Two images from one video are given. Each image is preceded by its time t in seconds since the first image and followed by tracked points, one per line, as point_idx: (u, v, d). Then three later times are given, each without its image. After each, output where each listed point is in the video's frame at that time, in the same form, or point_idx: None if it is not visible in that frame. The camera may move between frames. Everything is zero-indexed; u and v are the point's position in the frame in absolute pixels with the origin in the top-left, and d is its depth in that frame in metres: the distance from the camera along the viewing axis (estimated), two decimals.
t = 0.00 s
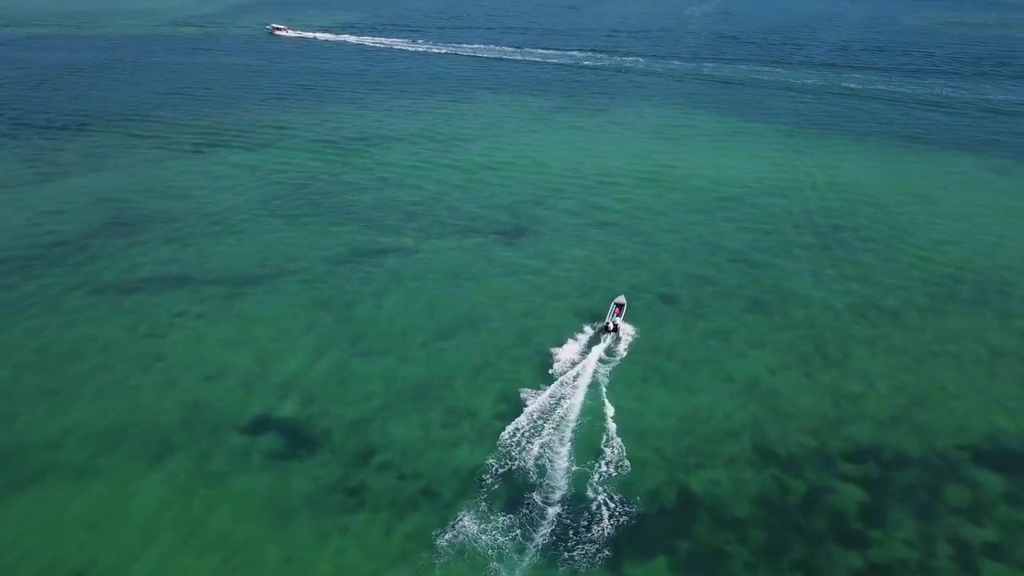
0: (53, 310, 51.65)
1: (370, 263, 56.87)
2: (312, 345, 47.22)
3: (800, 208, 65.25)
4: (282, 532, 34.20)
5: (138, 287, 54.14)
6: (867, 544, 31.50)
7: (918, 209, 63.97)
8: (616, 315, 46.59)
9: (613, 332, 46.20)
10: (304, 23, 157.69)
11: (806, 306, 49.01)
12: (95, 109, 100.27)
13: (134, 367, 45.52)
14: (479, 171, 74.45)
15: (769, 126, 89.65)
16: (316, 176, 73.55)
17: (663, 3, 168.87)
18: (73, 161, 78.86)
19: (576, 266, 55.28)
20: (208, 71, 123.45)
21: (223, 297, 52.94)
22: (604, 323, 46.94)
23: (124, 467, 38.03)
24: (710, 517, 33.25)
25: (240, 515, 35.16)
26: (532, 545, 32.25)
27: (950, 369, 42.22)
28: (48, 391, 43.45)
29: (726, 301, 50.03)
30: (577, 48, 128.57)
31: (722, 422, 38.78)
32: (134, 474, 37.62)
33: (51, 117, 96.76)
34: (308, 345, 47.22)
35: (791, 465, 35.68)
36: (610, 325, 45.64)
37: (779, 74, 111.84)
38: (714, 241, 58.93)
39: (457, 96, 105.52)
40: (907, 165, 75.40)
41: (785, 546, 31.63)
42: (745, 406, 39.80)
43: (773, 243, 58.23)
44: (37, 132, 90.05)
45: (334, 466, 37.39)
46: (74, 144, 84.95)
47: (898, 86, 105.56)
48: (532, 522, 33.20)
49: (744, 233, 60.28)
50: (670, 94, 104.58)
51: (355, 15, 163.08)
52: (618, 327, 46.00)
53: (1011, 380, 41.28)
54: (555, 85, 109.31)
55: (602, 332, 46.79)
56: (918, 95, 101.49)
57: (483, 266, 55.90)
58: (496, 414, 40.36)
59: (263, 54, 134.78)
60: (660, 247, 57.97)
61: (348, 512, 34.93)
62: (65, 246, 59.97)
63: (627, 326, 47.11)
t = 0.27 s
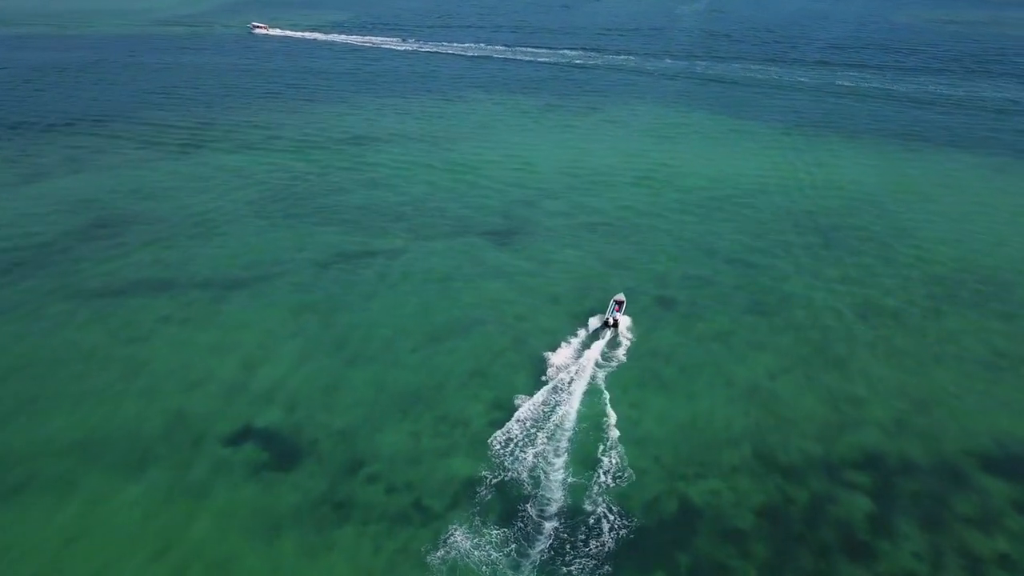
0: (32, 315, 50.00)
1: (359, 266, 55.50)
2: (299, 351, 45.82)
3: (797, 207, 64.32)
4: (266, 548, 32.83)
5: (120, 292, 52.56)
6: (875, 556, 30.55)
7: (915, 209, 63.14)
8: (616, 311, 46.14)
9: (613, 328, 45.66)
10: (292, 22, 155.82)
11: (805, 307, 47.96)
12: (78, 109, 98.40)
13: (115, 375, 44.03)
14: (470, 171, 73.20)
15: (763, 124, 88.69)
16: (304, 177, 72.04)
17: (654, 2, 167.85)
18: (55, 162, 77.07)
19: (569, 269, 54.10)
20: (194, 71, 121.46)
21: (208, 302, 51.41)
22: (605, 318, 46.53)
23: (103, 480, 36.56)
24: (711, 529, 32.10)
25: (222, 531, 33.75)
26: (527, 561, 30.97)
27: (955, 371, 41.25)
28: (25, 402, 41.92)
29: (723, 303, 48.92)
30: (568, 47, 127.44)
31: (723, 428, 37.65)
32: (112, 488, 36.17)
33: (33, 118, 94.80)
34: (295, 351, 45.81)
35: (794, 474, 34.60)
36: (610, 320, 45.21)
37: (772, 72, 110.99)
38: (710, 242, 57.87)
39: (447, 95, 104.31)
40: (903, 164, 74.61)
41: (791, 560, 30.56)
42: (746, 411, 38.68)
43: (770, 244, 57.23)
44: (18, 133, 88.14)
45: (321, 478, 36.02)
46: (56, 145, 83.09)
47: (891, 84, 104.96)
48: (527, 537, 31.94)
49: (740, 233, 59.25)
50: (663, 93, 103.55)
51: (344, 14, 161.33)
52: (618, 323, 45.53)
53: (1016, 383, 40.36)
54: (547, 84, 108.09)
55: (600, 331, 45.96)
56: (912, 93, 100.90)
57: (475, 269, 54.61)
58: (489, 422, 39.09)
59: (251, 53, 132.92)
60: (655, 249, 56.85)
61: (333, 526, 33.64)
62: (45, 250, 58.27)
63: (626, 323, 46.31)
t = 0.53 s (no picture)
0: (9, 321, 48.41)
1: (348, 268, 54.17)
2: (286, 357, 44.45)
3: (794, 207, 63.37)
4: (251, 566, 31.48)
5: (101, 297, 51.00)
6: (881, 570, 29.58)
7: (913, 208, 62.39)
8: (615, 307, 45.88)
9: (613, 324, 45.27)
10: (281, 21, 153.99)
11: (805, 310, 46.94)
12: (62, 110, 96.48)
13: (95, 383, 42.56)
14: (462, 172, 71.93)
15: (758, 123, 87.78)
16: (292, 178, 70.56)
17: None
18: (36, 163, 75.32)
19: (564, 271, 52.93)
20: (180, 70, 119.57)
21: (193, 307, 49.97)
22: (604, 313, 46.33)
23: (82, 493, 35.22)
24: (713, 542, 31.03)
25: (206, 548, 32.36)
26: None
27: (959, 375, 40.33)
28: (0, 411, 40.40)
29: (721, 306, 47.85)
30: (560, 45, 126.24)
31: (724, 435, 36.54)
32: (90, 502, 34.76)
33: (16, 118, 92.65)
34: (281, 357, 44.48)
35: (796, 483, 33.58)
36: (610, 315, 44.86)
37: (766, 70, 110.11)
38: (707, 243, 56.82)
39: (437, 94, 102.95)
40: (899, 162, 73.85)
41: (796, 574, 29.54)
42: (747, 418, 37.61)
43: (767, 244, 56.23)
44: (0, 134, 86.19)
45: (308, 491, 34.73)
46: (38, 146, 81.26)
47: (886, 81, 104.32)
48: (522, 553, 30.78)
49: (738, 233, 58.25)
50: (656, 92, 102.57)
51: (334, 13, 159.62)
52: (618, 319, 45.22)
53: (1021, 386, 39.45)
54: (539, 83, 106.94)
55: (599, 332, 45.18)
56: (907, 91, 100.31)
57: (466, 271, 53.38)
58: (482, 431, 37.86)
59: (239, 53, 131.11)
60: (650, 250, 55.78)
61: (321, 542, 32.31)
62: (24, 254, 56.61)
63: (627, 322, 45.88)
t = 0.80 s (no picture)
0: None
1: (334, 273, 52.53)
2: (270, 366, 42.80)
3: (791, 207, 62.20)
4: None
5: (78, 304, 49.14)
6: None
7: (911, 208, 61.36)
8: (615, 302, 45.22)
9: (613, 320, 44.72)
10: (267, 21, 151.75)
11: (805, 313, 45.70)
12: (41, 111, 94.17)
13: (69, 394, 40.77)
14: (451, 173, 70.36)
15: (752, 122, 86.63)
16: (277, 180, 68.77)
17: None
18: (13, 166, 73.16)
19: (556, 274, 51.50)
20: (164, 71, 117.32)
21: (173, 314, 48.17)
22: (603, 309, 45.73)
23: (53, 512, 33.46)
24: (717, 560, 29.71)
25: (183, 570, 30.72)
26: None
27: (964, 379, 39.22)
28: None
29: (719, 309, 46.54)
30: (550, 43, 124.73)
31: (725, 445, 35.19)
32: (61, 521, 33.00)
33: None
34: (265, 366, 42.83)
35: (802, 495, 32.33)
36: (610, 310, 44.24)
37: (758, 68, 109.02)
38: (702, 244, 55.54)
39: (426, 93, 101.26)
40: (895, 161, 72.86)
41: None
42: (748, 426, 36.31)
43: (764, 246, 55.01)
44: None
45: (292, 507, 33.17)
46: (16, 148, 79.09)
47: (879, 79, 103.41)
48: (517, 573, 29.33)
49: (734, 235, 57.03)
50: (647, 90, 101.29)
51: (320, 12, 157.47)
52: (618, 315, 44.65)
53: None
54: (529, 82, 105.48)
55: (597, 333, 44.19)
56: (900, 88, 99.42)
57: (456, 276, 51.85)
58: (474, 442, 36.39)
59: (223, 52, 128.90)
60: (645, 252, 54.44)
61: (305, 562, 30.75)
62: None
63: (629, 323, 45.12)
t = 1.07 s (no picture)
0: None
1: (322, 277, 51.14)
2: (254, 374, 41.42)
3: (788, 207, 61.21)
4: None
5: (57, 311, 47.58)
6: None
7: (909, 208, 60.48)
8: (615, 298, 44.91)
9: (613, 315, 44.45)
10: (255, 20, 149.76)
11: (805, 315, 44.70)
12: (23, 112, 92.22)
13: (45, 405, 39.25)
14: (442, 173, 69.07)
15: (746, 120, 85.70)
16: (264, 181, 67.29)
17: None
18: None
19: (550, 277, 50.27)
20: (150, 70, 115.38)
21: (155, 320, 46.71)
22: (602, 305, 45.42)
23: (25, 528, 31.98)
24: None
25: None
26: None
27: (970, 383, 38.24)
28: None
29: (717, 312, 45.46)
30: (542, 42, 123.44)
31: (726, 454, 34.05)
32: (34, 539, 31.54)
33: None
34: (250, 374, 41.45)
35: (806, 507, 31.19)
36: (610, 306, 43.93)
37: (752, 66, 108.09)
38: (699, 245, 54.50)
39: (416, 93, 99.84)
40: (891, 160, 72.02)
41: None
42: (750, 434, 35.15)
43: (762, 247, 54.00)
44: None
45: (277, 524, 31.86)
46: None
47: (873, 77, 102.64)
48: None
49: (731, 235, 56.06)
50: (640, 89, 100.21)
51: (309, 10, 155.68)
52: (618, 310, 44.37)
53: None
54: (521, 81, 104.28)
55: (593, 337, 43.18)
56: (894, 86, 98.76)
57: (448, 278, 50.59)
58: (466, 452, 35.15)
59: (210, 52, 127.01)
60: (640, 254, 53.30)
61: None
62: None
63: (628, 325, 44.21)
